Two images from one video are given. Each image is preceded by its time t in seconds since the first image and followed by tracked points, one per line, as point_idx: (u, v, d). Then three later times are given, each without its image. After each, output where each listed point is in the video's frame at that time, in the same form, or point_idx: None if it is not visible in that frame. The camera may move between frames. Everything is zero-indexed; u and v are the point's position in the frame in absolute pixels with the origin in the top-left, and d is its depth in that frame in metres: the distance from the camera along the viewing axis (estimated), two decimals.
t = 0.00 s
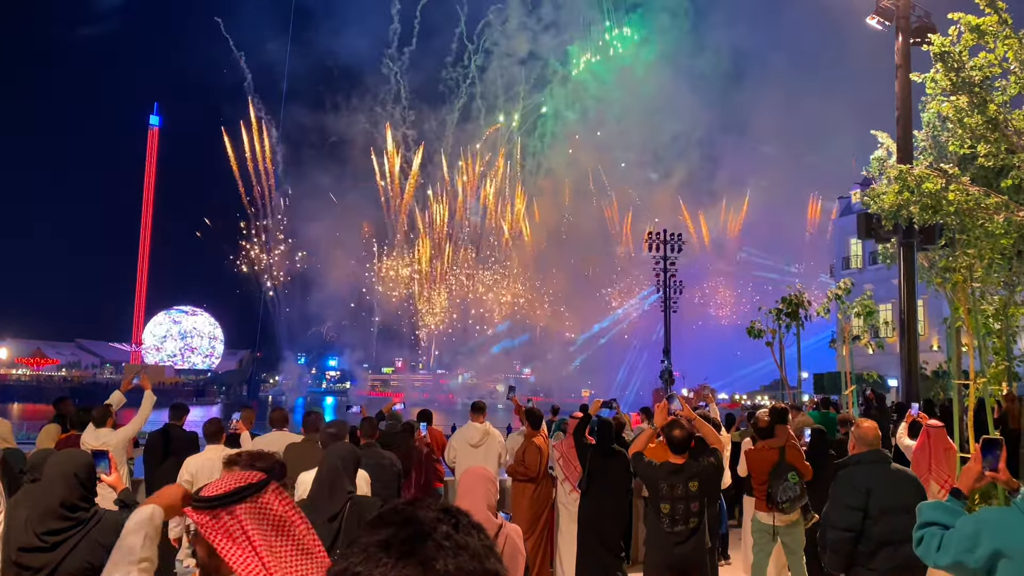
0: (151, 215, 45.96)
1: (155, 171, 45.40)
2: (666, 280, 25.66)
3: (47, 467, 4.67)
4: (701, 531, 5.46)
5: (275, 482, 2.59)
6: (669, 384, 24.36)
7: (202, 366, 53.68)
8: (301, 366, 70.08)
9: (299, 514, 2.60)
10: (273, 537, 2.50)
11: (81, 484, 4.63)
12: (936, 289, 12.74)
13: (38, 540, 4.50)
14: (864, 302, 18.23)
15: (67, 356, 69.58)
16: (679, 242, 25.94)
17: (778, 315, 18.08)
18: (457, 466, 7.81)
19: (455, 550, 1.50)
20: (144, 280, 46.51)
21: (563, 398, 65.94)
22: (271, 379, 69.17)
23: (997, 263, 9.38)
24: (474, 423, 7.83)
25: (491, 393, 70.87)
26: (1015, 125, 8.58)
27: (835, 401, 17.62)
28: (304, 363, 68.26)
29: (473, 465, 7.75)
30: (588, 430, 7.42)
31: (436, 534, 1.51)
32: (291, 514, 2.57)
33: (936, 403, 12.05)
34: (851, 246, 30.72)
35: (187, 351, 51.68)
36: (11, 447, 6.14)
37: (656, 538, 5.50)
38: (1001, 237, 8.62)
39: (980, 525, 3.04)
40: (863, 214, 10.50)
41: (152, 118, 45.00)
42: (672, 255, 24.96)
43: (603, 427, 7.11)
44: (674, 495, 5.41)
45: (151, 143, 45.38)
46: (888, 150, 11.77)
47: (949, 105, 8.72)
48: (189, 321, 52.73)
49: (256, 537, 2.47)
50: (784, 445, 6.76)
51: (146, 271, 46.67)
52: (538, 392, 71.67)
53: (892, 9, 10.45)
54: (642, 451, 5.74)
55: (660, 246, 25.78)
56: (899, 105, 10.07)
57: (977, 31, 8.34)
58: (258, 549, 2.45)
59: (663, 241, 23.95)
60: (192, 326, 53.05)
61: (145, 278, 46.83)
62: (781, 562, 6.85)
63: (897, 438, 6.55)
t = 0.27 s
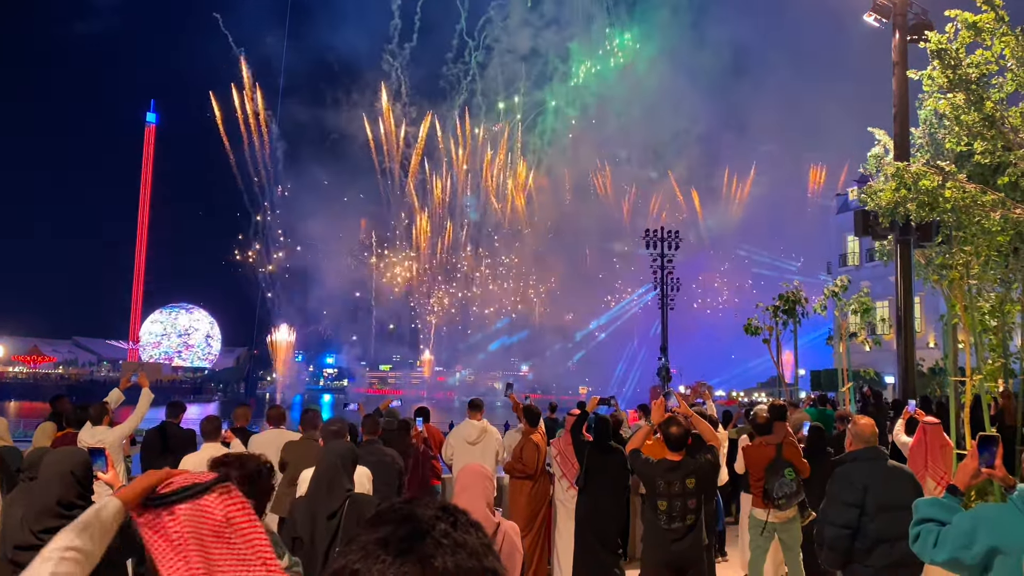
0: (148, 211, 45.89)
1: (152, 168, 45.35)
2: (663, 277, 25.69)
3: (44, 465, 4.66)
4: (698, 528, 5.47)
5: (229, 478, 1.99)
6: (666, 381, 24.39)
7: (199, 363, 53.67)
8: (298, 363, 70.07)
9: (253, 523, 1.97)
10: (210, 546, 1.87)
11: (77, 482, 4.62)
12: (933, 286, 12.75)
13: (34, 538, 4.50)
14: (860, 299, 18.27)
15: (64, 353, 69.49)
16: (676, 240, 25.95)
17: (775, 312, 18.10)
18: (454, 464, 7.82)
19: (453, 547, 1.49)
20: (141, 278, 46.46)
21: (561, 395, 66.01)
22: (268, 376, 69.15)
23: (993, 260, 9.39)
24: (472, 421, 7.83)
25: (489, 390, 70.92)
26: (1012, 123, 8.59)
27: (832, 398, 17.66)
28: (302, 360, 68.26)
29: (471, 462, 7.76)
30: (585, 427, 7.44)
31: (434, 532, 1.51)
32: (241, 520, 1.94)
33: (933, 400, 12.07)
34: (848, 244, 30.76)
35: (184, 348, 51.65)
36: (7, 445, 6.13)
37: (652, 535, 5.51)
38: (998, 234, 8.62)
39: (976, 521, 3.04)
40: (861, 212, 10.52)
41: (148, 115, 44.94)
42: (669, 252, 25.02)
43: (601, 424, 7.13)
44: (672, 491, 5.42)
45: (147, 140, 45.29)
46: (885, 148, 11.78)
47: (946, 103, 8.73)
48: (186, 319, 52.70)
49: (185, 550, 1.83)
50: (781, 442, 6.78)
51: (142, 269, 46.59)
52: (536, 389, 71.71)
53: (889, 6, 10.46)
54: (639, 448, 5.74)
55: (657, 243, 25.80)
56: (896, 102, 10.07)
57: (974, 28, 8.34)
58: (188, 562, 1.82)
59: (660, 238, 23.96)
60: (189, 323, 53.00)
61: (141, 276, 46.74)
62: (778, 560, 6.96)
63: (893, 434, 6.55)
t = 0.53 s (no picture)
0: (144, 207, 45.80)
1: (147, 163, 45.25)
2: (659, 273, 25.71)
3: (41, 462, 4.66)
4: (695, 522, 5.49)
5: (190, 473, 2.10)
6: (663, 377, 24.43)
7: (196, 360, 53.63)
8: (295, 359, 70.03)
9: (195, 533, 1.98)
10: (141, 547, 1.89)
11: (74, 479, 4.62)
12: (929, 281, 12.78)
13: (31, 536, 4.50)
14: (857, 295, 18.31)
15: (60, 349, 69.37)
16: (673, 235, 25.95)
17: (771, 307, 18.12)
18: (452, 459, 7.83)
19: (457, 540, 1.49)
20: (136, 274, 46.39)
21: (558, 391, 66.10)
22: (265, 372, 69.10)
23: (989, 255, 9.40)
24: (469, 416, 7.82)
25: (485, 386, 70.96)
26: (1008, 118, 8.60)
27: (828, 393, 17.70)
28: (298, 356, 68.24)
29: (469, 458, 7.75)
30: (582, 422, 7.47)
31: (438, 524, 1.51)
32: (186, 522, 1.98)
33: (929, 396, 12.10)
34: (844, 239, 30.80)
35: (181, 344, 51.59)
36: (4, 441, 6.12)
37: (650, 530, 5.51)
38: (994, 229, 8.63)
39: (973, 516, 3.06)
40: (858, 208, 10.59)
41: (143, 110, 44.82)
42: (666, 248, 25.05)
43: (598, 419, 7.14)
44: (669, 486, 5.43)
45: (144, 136, 45.18)
46: (881, 143, 11.79)
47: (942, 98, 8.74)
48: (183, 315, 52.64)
49: (121, 549, 1.88)
50: (782, 438, 6.83)
51: (139, 264, 46.50)
52: (533, 385, 71.77)
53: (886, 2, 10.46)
54: (636, 443, 5.75)
55: (654, 239, 25.82)
56: (893, 98, 10.08)
57: (971, 24, 8.35)
58: (114, 560, 1.86)
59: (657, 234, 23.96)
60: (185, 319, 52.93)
61: (137, 272, 46.65)
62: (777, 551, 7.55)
63: (890, 430, 6.60)
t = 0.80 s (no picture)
0: (140, 202, 45.76)
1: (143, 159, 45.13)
2: (656, 269, 25.73)
3: (37, 456, 4.67)
4: (692, 517, 5.49)
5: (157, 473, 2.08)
6: (660, 373, 24.45)
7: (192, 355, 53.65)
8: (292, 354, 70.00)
9: (140, 541, 1.96)
10: (87, 550, 1.90)
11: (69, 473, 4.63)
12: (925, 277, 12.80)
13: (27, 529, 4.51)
14: (853, 290, 18.33)
15: (56, 344, 69.26)
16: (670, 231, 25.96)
17: (768, 303, 18.14)
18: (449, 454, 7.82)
19: (452, 535, 1.49)
20: (133, 269, 46.34)
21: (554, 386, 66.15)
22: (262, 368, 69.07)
23: (985, 251, 9.41)
24: (466, 412, 7.81)
25: (483, 381, 71.02)
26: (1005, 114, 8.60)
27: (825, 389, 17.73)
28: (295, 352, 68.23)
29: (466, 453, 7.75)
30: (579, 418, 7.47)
31: (433, 520, 1.51)
32: (130, 524, 1.96)
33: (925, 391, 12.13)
34: (841, 235, 30.84)
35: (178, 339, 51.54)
36: None
37: (648, 525, 5.52)
38: (990, 225, 8.64)
39: (968, 510, 3.07)
40: (854, 203, 10.51)
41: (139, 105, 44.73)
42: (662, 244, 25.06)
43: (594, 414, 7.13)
44: (665, 481, 5.44)
45: (140, 130, 45.07)
46: (878, 139, 11.79)
47: (939, 94, 8.74)
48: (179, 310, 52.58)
49: (64, 542, 1.89)
50: (783, 434, 6.79)
51: (135, 260, 46.42)
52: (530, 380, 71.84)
53: None
54: (632, 438, 5.75)
55: (650, 235, 25.82)
56: (890, 93, 10.08)
57: (968, 19, 8.34)
58: (58, 558, 1.88)
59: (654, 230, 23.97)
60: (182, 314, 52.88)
61: (134, 267, 46.57)
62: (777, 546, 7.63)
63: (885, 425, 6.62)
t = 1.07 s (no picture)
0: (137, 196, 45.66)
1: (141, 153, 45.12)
2: (654, 264, 25.71)
3: (29, 450, 4.69)
4: (688, 512, 5.48)
5: (105, 483, 2.40)
6: (657, 367, 24.46)
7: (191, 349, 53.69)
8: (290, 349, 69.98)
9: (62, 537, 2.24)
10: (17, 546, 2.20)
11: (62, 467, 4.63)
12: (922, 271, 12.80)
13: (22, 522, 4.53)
14: (851, 285, 18.34)
15: (54, 339, 69.19)
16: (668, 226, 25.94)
17: (766, 297, 18.14)
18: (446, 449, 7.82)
19: (438, 531, 1.48)
20: (131, 264, 46.33)
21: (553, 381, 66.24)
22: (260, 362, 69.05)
23: (982, 245, 9.41)
24: (463, 406, 7.81)
25: (481, 376, 71.08)
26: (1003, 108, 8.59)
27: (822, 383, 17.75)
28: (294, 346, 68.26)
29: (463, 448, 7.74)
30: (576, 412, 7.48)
31: (419, 515, 1.50)
32: (58, 526, 2.24)
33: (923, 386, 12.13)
34: (839, 230, 30.85)
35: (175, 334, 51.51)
36: None
37: (644, 519, 5.51)
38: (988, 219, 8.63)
39: (963, 506, 3.07)
40: (852, 197, 10.44)
41: (137, 100, 44.66)
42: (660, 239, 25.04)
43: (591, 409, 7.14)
44: (661, 476, 5.43)
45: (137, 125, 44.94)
46: (876, 134, 11.77)
47: (937, 88, 8.72)
48: (177, 304, 52.54)
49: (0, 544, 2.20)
50: (783, 428, 6.79)
51: (132, 254, 46.33)
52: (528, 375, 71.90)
53: None
54: (629, 432, 5.75)
55: (648, 230, 25.81)
56: (888, 88, 10.06)
57: (966, 13, 8.32)
58: None
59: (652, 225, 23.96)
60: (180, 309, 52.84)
61: (131, 262, 46.49)
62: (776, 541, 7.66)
63: (882, 419, 6.63)
